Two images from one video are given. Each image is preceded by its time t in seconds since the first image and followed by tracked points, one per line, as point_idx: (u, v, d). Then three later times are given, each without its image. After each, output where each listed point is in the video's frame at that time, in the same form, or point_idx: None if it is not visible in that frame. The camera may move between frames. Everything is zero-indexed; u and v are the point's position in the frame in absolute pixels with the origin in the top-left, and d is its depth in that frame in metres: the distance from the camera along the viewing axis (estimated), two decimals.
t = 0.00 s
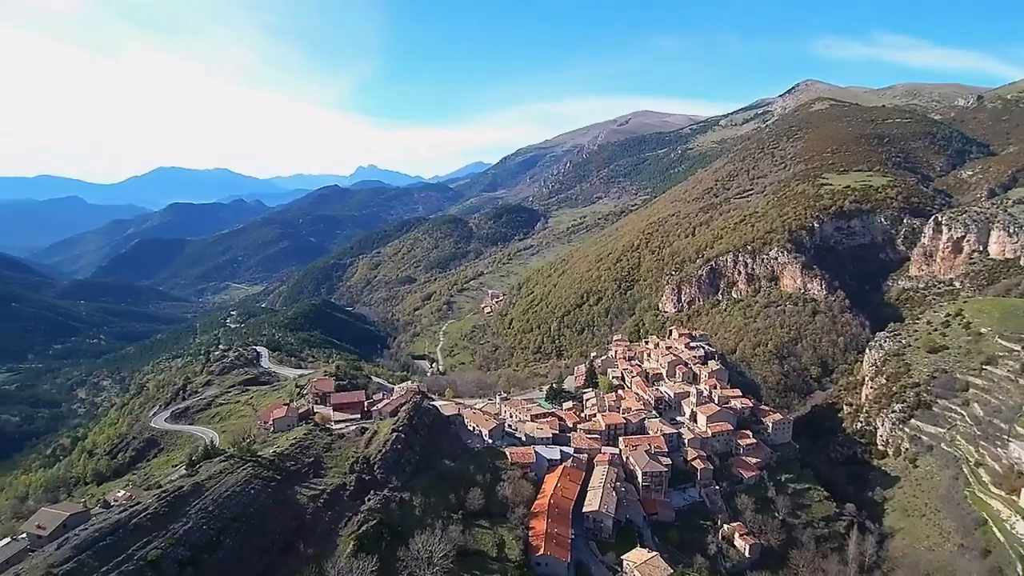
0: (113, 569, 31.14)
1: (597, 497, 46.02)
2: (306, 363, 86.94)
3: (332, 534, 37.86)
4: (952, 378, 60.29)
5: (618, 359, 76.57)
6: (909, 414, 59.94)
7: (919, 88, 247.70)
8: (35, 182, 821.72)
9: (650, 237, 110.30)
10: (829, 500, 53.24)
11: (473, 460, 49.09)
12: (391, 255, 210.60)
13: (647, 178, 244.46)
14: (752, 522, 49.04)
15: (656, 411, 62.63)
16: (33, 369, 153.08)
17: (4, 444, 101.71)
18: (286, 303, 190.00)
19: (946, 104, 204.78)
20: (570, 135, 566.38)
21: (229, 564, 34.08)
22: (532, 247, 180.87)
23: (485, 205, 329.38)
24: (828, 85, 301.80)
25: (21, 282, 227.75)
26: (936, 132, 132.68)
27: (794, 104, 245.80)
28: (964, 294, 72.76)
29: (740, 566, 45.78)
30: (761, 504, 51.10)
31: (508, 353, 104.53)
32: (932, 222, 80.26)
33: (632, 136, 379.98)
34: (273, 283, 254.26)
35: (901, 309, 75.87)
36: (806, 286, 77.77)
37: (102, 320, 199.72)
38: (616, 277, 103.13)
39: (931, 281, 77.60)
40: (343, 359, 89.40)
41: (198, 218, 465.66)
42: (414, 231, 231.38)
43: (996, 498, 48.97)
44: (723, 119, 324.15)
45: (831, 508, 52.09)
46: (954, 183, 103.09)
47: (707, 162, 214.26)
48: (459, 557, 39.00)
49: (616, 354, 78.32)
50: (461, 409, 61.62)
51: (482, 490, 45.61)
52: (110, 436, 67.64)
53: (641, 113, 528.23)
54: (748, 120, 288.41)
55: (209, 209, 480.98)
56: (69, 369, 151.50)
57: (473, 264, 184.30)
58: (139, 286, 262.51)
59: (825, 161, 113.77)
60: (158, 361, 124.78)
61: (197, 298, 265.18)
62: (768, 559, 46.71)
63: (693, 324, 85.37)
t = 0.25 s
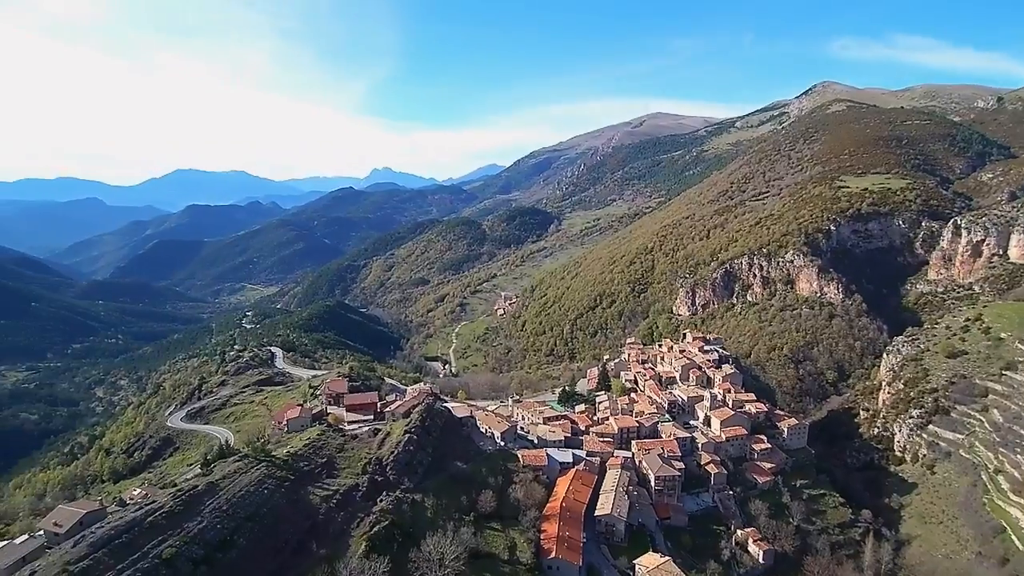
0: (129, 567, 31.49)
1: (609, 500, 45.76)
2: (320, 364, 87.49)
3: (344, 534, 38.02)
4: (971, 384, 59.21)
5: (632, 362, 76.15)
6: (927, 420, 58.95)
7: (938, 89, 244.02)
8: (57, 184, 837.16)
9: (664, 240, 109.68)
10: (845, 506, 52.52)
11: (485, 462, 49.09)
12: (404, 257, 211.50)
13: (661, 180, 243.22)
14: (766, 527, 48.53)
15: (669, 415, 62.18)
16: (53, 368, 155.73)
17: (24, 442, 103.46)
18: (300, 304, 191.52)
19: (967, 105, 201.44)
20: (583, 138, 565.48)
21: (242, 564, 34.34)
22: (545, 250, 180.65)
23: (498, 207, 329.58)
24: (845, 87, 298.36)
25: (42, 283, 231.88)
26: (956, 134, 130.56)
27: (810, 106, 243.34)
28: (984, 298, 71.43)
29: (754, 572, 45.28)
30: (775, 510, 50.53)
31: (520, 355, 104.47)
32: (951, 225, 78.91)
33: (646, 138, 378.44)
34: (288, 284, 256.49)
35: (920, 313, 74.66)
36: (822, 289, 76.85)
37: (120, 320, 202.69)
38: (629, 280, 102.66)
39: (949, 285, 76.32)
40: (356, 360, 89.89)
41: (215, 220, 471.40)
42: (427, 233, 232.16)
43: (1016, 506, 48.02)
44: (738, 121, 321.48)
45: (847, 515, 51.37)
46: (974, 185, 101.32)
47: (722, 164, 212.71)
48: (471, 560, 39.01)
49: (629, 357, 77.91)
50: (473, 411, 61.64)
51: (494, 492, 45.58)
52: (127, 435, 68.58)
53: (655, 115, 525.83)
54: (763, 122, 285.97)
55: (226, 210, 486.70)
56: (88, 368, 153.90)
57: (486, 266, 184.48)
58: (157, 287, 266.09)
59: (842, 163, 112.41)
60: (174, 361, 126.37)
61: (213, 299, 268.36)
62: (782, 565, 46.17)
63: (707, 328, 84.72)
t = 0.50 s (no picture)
0: (142, 564, 31.74)
1: (620, 503, 45.56)
2: (332, 364, 88.00)
3: (355, 534, 38.15)
4: (987, 388, 58.33)
5: (643, 364, 75.84)
6: (942, 424, 58.11)
7: (955, 90, 240.87)
8: (75, 185, 849.52)
9: (676, 241, 109.12)
10: (859, 512, 51.88)
11: (495, 464, 49.08)
12: (416, 258, 212.20)
13: (673, 181, 242.10)
14: (779, 532, 48.07)
15: (680, 417, 61.80)
16: (69, 367, 157.94)
17: (41, 440, 105.03)
18: (312, 304, 192.80)
19: (984, 106, 198.64)
20: (595, 139, 564.34)
21: (253, 563, 34.52)
22: (556, 251, 180.41)
23: (509, 209, 329.55)
24: (860, 87, 295.26)
25: (59, 283, 235.24)
26: (974, 135, 128.72)
27: (824, 107, 241.11)
28: (1002, 301, 70.33)
29: None
30: (788, 514, 50.05)
31: (531, 357, 104.42)
32: (968, 227, 77.79)
33: (658, 139, 377.07)
34: (301, 284, 258.26)
35: (935, 316, 73.67)
36: (836, 292, 76.11)
37: (135, 319, 205.07)
38: (641, 282, 102.27)
39: (965, 288, 75.23)
40: (368, 361, 90.32)
41: (229, 221, 475.97)
42: (439, 234, 232.73)
43: None
44: (751, 122, 319.25)
45: (860, 520, 50.75)
46: (991, 187, 99.86)
47: (734, 166, 211.37)
48: (481, 561, 39.00)
49: (641, 359, 77.58)
50: (484, 412, 61.67)
51: (504, 493, 45.54)
52: (141, 434, 69.35)
53: (667, 116, 523.75)
54: (777, 123, 283.76)
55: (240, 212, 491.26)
56: (103, 367, 155.86)
57: (496, 267, 184.63)
58: (172, 287, 269.10)
59: (856, 164, 111.25)
60: (188, 360, 127.62)
61: (226, 299, 270.82)
62: (795, 570, 45.70)
63: (719, 330, 84.16)
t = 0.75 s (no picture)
0: (158, 561, 32.07)
1: (633, 506, 45.30)
2: (345, 364, 88.53)
3: (368, 534, 38.28)
4: (1008, 393, 57.18)
5: (657, 366, 75.40)
6: (961, 429, 57.05)
7: (976, 90, 236.85)
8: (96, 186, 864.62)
9: (691, 243, 108.38)
10: (875, 517, 51.09)
11: (508, 465, 49.05)
12: (429, 259, 212.95)
13: (687, 182, 240.66)
14: (794, 537, 47.47)
15: (695, 420, 61.32)
16: (89, 365, 160.60)
17: (61, 437, 106.93)
18: (327, 305, 194.24)
19: (1006, 106, 195.03)
20: (609, 140, 562.77)
21: (267, 561, 34.74)
22: (570, 252, 180.07)
23: (523, 210, 329.77)
24: (879, 87, 291.41)
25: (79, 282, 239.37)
26: (995, 135, 126.39)
27: (842, 107, 238.26)
28: None
29: None
30: (803, 519, 49.42)
31: (544, 358, 104.33)
32: (988, 229, 76.36)
33: (672, 140, 375.21)
34: (316, 285, 260.40)
35: (955, 320, 72.39)
36: (854, 294, 75.15)
37: (152, 318, 207.98)
38: (655, 283, 101.72)
39: (986, 291, 73.82)
40: (382, 361, 90.75)
41: (246, 221, 481.29)
42: (452, 235, 233.40)
43: None
44: (767, 123, 316.32)
45: (877, 526, 49.96)
46: (1013, 188, 97.97)
47: (750, 167, 209.54)
48: (493, 562, 38.96)
49: (654, 361, 77.14)
50: (497, 413, 61.66)
51: (516, 495, 45.48)
52: (158, 431, 70.30)
53: (682, 117, 520.84)
54: (793, 124, 280.88)
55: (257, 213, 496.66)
56: (121, 365, 158.26)
57: (510, 268, 184.70)
58: (189, 287, 272.57)
59: (874, 165, 109.76)
60: (205, 359, 129.18)
61: (242, 299, 273.74)
62: None
63: (734, 332, 83.45)
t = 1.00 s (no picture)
0: (175, 557, 32.25)
1: (647, 509, 45.00)
2: (360, 364, 89.15)
3: (381, 533, 38.43)
4: None
5: (671, 368, 74.92)
6: (981, 435, 55.88)
7: (999, 89, 232.48)
8: (117, 187, 880.15)
9: (707, 244, 107.55)
10: (893, 523, 50.25)
11: (521, 466, 49.02)
12: (444, 259, 213.66)
13: (703, 183, 238.97)
14: (810, 542, 46.86)
15: (709, 423, 60.85)
16: (109, 363, 163.33)
17: (82, 433, 108.81)
18: (342, 305, 195.66)
19: None
20: (625, 141, 560.70)
21: (282, 558, 34.93)
22: (584, 253, 179.60)
23: (537, 211, 329.69)
24: (899, 87, 287.16)
25: (100, 281, 243.65)
26: (1019, 135, 123.84)
27: (861, 107, 235.25)
28: None
29: None
30: (820, 525, 48.75)
31: (558, 359, 104.16)
32: (1011, 231, 74.84)
33: (688, 141, 372.78)
34: (331, 285, 262.40)
35: (976, 323, 71.03)
36: (872, 297, 74.13)
37: (171, 317, 210.98)
38: (670, 285, 101.04)
39: (1008, 294, 72.38)
40: (396, 361, 91.29)
41: (263, 222, 486.87)
42: (467, 236, 233.97)
43: None
44: (785, 124, 313.10)
45: (895, 532, 49.13)
46: None
47: (767, 168, 207.56)
48: (506, 563, 38.94)
49: (669, 363, 76.66)
50: (510, 414, 61.67)
51: (529, 496, 45.42)
52: (176, 429, 71.28)
53: (698, 117, 517.28)
54: (811, 124, 277.80)
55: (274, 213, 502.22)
56: (140, 364, 160.65)
57: (524, 269, 184.77)
58: (207, 286, 276.13)
59: (894, 166, 108.21)
60: (222, 358, 130.82)
61: (259, 298, 276.70)
62: None
63: (750, 335, 82.60)
